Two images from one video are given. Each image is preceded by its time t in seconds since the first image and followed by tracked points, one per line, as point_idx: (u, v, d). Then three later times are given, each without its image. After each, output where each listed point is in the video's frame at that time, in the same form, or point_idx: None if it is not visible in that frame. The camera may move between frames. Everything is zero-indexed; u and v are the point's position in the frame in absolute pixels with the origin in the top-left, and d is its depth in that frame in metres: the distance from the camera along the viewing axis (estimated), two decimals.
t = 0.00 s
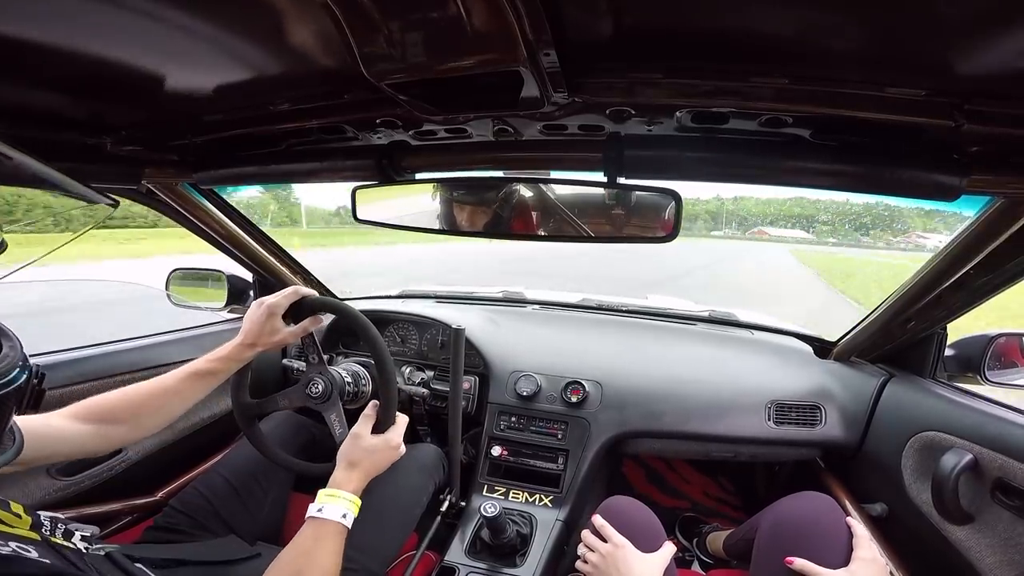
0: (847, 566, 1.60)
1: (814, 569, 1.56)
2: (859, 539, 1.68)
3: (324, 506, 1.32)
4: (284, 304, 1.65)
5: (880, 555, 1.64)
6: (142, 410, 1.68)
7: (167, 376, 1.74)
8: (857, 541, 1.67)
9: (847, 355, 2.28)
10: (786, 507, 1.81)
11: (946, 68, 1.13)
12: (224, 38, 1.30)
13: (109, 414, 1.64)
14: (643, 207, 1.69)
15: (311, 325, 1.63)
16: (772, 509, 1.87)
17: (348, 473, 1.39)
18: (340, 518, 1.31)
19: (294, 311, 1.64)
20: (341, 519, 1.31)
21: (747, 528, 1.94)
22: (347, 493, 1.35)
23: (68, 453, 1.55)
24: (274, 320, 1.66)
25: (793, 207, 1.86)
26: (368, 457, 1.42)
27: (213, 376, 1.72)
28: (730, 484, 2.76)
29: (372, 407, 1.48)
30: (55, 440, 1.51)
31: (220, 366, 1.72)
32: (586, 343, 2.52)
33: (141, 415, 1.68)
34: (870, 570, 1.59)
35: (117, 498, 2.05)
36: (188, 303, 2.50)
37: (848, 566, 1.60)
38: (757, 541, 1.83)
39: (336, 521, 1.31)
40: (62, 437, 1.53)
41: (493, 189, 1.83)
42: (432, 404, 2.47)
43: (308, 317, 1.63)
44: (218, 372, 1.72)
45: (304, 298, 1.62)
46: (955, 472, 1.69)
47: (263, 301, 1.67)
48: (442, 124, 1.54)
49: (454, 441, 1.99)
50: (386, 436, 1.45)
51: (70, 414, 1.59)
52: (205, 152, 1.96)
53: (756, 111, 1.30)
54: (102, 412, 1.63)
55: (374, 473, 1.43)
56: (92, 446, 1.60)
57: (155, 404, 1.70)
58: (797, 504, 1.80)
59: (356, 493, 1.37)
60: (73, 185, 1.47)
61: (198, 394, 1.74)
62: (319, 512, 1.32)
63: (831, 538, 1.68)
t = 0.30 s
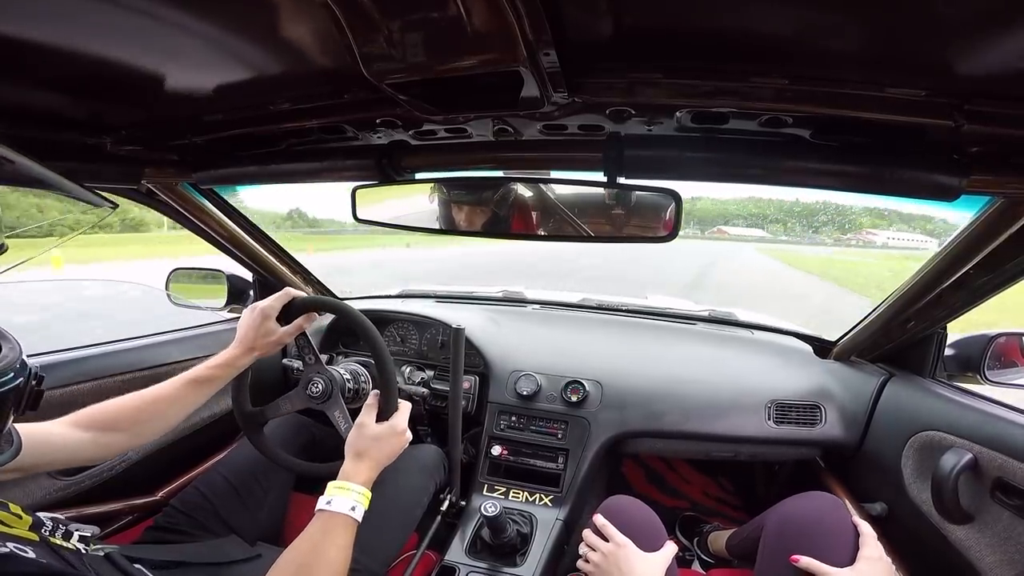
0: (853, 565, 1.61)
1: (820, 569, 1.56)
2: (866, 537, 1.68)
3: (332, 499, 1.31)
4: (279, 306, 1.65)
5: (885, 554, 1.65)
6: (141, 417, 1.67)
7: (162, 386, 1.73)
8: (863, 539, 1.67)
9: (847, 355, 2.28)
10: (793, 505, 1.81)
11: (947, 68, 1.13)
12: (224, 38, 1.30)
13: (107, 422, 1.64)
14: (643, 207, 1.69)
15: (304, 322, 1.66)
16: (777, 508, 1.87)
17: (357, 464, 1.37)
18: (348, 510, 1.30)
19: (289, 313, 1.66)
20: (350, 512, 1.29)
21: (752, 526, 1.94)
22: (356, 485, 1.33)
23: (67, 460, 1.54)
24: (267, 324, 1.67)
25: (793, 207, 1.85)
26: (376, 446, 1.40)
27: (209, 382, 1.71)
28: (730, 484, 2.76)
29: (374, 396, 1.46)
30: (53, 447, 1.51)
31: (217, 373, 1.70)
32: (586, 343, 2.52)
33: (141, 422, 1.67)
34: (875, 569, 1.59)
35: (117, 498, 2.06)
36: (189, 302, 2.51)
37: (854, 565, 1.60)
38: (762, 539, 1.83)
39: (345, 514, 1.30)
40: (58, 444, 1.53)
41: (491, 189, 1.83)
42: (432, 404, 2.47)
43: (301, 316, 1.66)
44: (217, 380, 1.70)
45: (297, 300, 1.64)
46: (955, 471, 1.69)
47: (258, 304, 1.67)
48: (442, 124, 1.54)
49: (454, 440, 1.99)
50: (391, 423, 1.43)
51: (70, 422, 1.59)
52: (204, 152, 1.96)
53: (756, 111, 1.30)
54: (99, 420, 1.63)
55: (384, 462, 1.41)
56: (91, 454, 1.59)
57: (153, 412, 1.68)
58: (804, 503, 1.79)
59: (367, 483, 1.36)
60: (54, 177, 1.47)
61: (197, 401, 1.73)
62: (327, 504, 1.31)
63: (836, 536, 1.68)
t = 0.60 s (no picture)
0: (852, 564, 1.60)
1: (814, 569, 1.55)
2: (867, 534, 1.66)
3: (343, 513, 1.32)
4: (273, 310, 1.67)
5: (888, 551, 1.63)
6: (139, 420, 1.68)
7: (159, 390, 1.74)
8: (863, 537, 1.65)
9: (847, 355, 2.28)
10: (798, 508, 1.80)
11: (947, 68, 1.13)
12: (224, 38, 1.30)
13: (104, 425, 1.64)
14: (643, 207, 1.69)
15: (298, 323, 1.66)
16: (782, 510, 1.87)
17: (362, 473, 1.38)
18: (361, 521, 1.31)
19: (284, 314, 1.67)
20: (362, 522, 1.30)
21: (759, 532, 1.94)
22: (363, 495, 1.33)
23: (64, 462, 1.55)
24: (261, 325, 1.68)
25: (792, 207, 1.86)
26: (378, 452, 1.40)
27: (206, 387, 1.72)
28: (730, 484, 2.77)
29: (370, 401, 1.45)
30: (50, 449, 1.52)
31: (214, 377, 1.71)
32: (586, 343, 2.52)
33: (139, 424, 1.68)
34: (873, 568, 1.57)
35: (117, 497, 2.06)
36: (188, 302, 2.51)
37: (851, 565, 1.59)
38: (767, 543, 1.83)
39: (360, 526, 1.31)
40: (55, 447, 1.53)
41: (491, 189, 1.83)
42: (432, 404, 2.47)
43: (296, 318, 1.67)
44: (213, 383, 1.72)
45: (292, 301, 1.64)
46: (955, 471, 1.69)
47: (252, 307, 1.69)
48: (443, 124, 1.54)
49: (454, 440, 1.99)
50: (385, 427, 1.42)
51: (68, 425, 1.60)
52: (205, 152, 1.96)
53: (756, 111, 1.30)
54: (97, 423, 1.64)
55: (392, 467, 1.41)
56: (88, 457, 1.60)
57: (150, 414, 1.70)
58: (807, 506, 1.79)
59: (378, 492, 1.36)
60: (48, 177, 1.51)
61: (194, 403, 1.74)
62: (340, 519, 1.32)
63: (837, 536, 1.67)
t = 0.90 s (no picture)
0: (872, 559, 1.61)
1: (837, 564, 1.57)
2: (885, 534, 1.68)
3: None
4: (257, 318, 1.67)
5: (904, 550, 1.65)
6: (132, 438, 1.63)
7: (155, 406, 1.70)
8: (882, 537, 1.67)
9: (847, 355, 2.28)
10: (817, 505, 1.78)
11: (947, 68, 1.13)
12: (224, 37, 1.30)
13: (98, 443, 1.61)
14: (643, 207, 1.69)
15: (282, 329, 1.68)
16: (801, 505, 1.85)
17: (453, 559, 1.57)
18: None
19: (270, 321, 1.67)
20: None
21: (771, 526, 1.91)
22: None
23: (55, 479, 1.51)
24: (247, 335, 1.67)
25: (792, 207, 1.86)
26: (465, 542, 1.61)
27: (200, 403, 1.69)
28: (729, 484, 2.77)
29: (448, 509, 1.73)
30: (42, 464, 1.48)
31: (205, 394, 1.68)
32: (585, 343, 2.52)
33: (132, 443, 1.63)
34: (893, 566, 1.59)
35: (116, 497, 2.05)
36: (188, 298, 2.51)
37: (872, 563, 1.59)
38: (783, 537, 1.80)
39: None
40: (48, 463, 1.50)
41: (490, 188, 1.83)
42: (432, 403, 2.47)
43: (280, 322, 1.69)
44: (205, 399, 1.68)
45: (284, 305, 1.63)
46: (955, 471, 1.69)
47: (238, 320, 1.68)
48: (442, 123, 1.54)
49: (454, 440, 1.99)
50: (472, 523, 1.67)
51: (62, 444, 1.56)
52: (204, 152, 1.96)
53: (756, 111, 1.29)
54: (93, 441, 1.61)
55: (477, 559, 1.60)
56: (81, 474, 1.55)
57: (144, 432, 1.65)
58: (827, 504, 1.77)
59: None
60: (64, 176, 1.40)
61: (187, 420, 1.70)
62: None
63: (858, 536, 1.67)
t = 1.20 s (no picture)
0: (881, 558, 1.61)
1: (844, 561, 1.58)
2: (894, 532, 1.68)
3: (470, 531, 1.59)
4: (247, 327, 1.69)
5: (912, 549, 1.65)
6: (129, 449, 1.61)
7: (151, 417, 1.70)
8: (890, 536, 1.67)
9: (847, 355, 2.28)
10: (824, 506, 1.78)
11: (947, 68, 1.13)
12: (225, 37, 1.31)
13: (96, 455, 1.59)
14: (643, 207, 1.70)
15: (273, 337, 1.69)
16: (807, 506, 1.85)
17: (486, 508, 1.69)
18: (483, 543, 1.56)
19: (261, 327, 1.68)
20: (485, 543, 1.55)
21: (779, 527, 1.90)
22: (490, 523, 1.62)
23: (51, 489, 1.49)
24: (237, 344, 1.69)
25: (792, 207, 1.86)
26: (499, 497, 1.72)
27: (195, 412, 1.68)
28: (730, 485, 2.77)
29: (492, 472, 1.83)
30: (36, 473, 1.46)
31: (200, 404, 1.67)
32: (585, 343, 2.52)
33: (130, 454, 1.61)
34: (902, 564, 1.59)
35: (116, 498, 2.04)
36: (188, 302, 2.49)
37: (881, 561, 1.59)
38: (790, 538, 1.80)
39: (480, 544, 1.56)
40: (44, 472, 1.49)
41: (490, 187, 1.83)
42: (432, 404, 2.47)
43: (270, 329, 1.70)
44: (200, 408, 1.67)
45: (280, 309, 1.62)
46: (955, 472, 1.69)
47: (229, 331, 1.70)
48: (442, 124, 1.54)
49: (454, 440, 1.99)
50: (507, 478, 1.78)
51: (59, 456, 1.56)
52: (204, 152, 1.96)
53: (756, 111, 1.29)
54: (91, 452, 1.60)
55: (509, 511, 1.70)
56: (78, 485, 1.54)
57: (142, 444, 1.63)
58: (835, 505, 1.76)
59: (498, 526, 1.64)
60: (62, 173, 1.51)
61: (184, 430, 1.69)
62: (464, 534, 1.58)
63: (864, 534, 1.67)
